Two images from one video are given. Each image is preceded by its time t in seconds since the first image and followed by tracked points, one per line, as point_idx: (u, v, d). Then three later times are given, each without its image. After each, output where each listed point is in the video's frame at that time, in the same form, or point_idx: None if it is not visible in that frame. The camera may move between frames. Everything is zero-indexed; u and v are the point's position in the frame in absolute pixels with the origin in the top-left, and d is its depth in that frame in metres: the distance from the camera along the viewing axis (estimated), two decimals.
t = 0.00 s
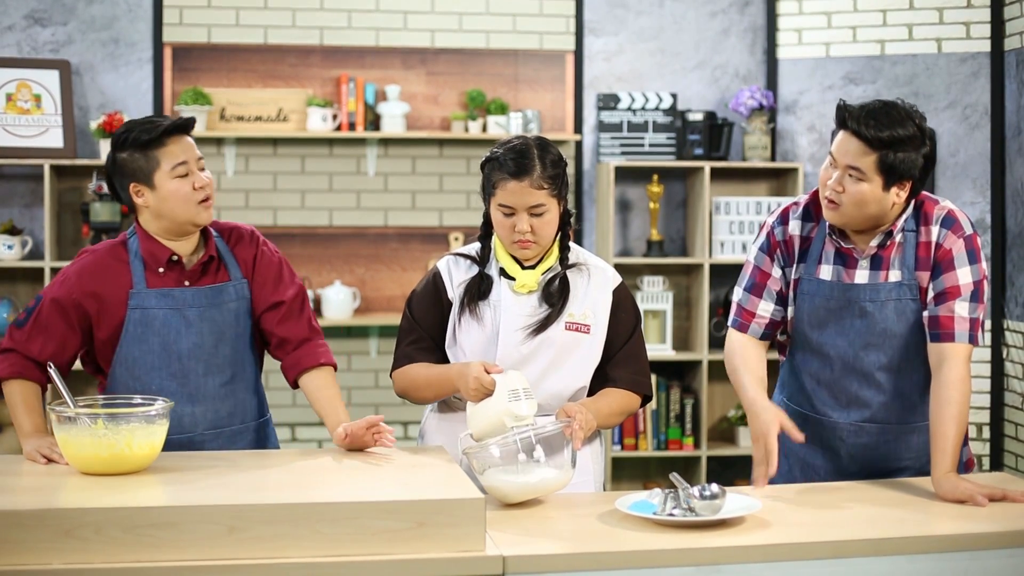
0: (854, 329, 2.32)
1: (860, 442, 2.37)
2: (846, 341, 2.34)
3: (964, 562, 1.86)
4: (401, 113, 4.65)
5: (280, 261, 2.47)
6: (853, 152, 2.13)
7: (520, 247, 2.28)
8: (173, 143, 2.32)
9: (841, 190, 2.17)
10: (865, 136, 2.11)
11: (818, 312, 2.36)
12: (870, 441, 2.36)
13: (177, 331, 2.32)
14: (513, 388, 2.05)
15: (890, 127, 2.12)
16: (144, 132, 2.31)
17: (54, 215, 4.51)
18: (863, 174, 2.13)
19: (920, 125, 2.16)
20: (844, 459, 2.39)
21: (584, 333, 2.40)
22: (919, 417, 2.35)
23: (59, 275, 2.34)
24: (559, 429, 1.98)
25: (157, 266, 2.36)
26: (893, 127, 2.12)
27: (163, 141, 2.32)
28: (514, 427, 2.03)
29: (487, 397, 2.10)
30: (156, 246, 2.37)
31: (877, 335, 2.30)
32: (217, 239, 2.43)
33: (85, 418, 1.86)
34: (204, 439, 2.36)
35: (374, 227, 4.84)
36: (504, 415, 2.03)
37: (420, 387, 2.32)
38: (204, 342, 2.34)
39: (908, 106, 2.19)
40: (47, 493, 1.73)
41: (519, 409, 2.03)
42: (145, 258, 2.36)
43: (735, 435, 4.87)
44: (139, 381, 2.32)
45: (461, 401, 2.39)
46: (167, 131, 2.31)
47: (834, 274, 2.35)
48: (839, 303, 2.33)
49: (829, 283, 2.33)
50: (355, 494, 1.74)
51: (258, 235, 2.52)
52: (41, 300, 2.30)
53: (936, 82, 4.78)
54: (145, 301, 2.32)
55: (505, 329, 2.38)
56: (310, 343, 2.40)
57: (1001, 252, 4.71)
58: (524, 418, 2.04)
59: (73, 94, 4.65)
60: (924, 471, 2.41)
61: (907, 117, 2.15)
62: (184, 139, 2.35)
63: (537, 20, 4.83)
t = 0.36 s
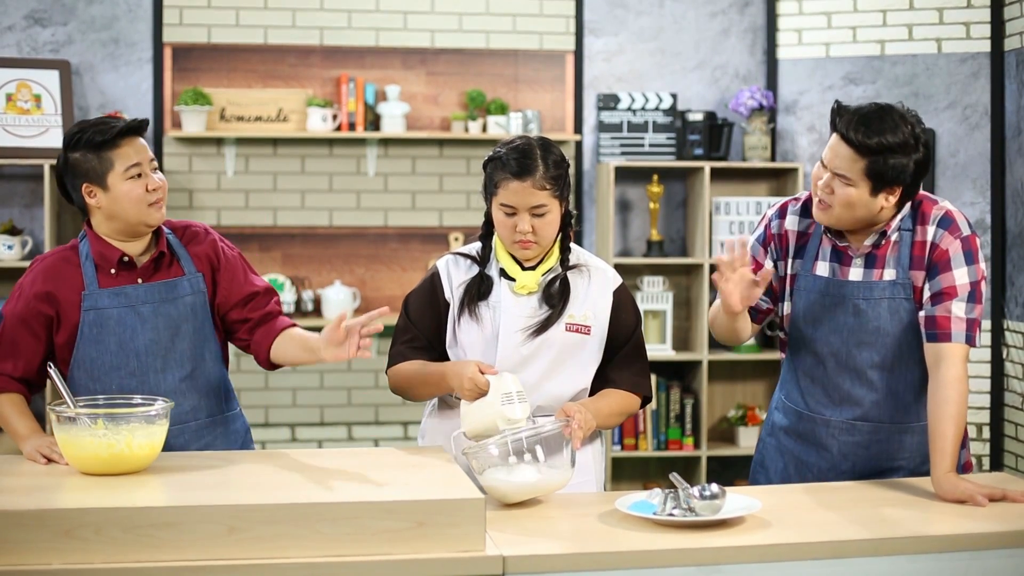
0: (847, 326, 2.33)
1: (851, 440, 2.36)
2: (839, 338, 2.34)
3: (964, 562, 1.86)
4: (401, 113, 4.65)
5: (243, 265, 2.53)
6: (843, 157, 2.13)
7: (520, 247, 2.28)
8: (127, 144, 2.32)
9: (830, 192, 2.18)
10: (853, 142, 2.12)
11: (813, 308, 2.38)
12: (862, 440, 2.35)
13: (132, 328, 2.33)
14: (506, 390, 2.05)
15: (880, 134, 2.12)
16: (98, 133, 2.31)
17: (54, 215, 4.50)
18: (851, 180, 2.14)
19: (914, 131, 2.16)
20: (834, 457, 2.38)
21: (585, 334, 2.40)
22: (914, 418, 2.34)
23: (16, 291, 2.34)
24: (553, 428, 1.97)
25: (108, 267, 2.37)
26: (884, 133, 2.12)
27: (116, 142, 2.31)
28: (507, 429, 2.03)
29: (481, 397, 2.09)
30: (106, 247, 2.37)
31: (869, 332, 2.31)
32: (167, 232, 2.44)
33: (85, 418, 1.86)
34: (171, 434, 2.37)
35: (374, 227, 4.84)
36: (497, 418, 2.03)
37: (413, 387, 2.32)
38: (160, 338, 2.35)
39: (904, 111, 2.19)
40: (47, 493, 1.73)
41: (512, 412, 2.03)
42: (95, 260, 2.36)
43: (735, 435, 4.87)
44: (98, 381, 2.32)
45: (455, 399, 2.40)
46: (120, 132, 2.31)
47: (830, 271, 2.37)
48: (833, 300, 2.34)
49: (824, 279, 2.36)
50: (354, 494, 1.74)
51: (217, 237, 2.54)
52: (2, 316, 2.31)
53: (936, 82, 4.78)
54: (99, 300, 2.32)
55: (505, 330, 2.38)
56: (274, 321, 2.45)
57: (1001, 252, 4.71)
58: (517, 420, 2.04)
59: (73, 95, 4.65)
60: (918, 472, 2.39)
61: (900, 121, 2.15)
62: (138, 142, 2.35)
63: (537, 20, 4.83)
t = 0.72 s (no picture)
0: (849, 328, 2.33)
1: (852, 441, 2.37)
2: (841, 341, 2.34)
3: (965, 562, 1.86)
4: (402, 113, 4.65)
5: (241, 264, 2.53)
6: (858, 158, 2.14)
7: (502, 237, 2.31)
8: (114, 142, 2.33)
9: (842, 193, 2.17)
10: (870, 140, 2.12)
11: (814, 310, 2.37)
12: (863, 442, 2.36)
13: (128, 331, 2.33)
14: (500, 391, 2.05)
15: (895, 135, 2.13)
16: (84, 132, 2.32)
17: (55, 216, 4.50)
18: (865, 180, 2.14)
19: (925, 132, 2.17)
20: (834, 458, 2.39)
21: (585, 335, 2.41)
22: (915, 420, 2.34)
23: (10, 296, 2.33)
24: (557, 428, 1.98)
25: (104, 270, 2.37)
26: (899, 134, 2.13)
27: (104, 141, 2.33)
28: (500, 429, 2.04)
29: (476, 398, 2.10)
30: (101, 250, 2.37)
31: (871, 335, 2.30)
32: (163, 235, 2.44)
33: (86, 418, 1.86)
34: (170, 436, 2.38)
35: (376, 228, 4.84)
36: (489, 418, 2.03)
37: (416, 388, 2.31)
38: (157, 340, 2.35)
39: (914, 112, 2.20)
40: (48, 493, 1.73)
41: (504, 413, 2.03)
42: (91, 263, 2.36)
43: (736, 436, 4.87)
44: (96, 385, 2.32)
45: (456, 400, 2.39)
46: (107, 131, 2.32)
47: (831, 274, 2.36)
48: (835, 302, 2.34)
49: (825, 283, 2.35)
50: (356, 495, 1.74)
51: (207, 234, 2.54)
52: None
53: (937, 82, 4.78)
54: (95, 304, 2.31)
55: (507, 329, 2.38)
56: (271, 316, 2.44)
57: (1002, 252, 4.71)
58: (509, 422, 2.04)
59: (74, 95, 4.65)
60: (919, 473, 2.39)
61: (912, 123, 2.16)
62: (124, 140, 2.36)
63: (539, 20, 4.83)
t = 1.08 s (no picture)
0: (867, 335, 2.31)
1: (872, 446, 2.38)
2: (859, 348, 2.32)
3: (974, 563, 1.86)
4: (411, 113, 4.65)
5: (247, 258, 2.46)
6: (857, 152, 2.12)
7: (515, 238, 2.27)
8: (154, 165, 2.24)
9: (844, 189, 2.15)
10: (869, 135, 2.10)
11: (831, 320, 2.33)
12: (882, 446, 2.37)
13: (139, 330, 2.34)
14: (518, 391, 2.05)
15: (895, 128, 2.11)
16: (127, 149, 2.24)
17: (65, 216, 4.52)
18: (865, 175, 2.12)
19: (927, 128, 2.15)
20: (855, 463, 2.40)
21: (590, 334, 2.40)
22: (930, 420, 2.36)
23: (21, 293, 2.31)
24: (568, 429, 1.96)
25: (117, 270, 2.35)
26: (899, 127, 2.11)
27: (142, 162, 2.24)
28: (519, 428, 2.03)
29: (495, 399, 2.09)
30: (115, 251, 2.35)
31: (890, 341, 2.29)
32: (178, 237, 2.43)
33: (95, 418, 1.86)
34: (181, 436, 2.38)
35: (385, 228, 4.85)
36: (509, 417, 2.02)
37: (429, 390, 2.32)
38: (167, 340, 2.36)
39: (915, 109, 2.18)
40: (58, 493, 1.74)
41: (523, 412, 2.02)
42: (103, 264, 2.35)
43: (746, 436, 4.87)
44: (107, 383, 2.33)
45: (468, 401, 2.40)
46: (149, 155, 2.24)
47: (844, 281, 2.33)
48: (852, 311, 2.30)
49: (840, 293, 2.31)
50: (365, 495, 1.74)
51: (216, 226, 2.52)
52: (8, 320, 2.28)
53: (947, 82, 4.77)
54: (106, 303, 2.31)
55: (512, 328, 2.38)
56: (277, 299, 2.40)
57: (1011, 251, 4.71)
58: (529, 420, 2.03)
59: (84, 95, 4.66)
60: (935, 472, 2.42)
61: (913, 119, 2.13)
62: (165, 161, 2.27)
63: (548, 20, 4.84)
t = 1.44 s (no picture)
0: (871, 335, 2.30)
1: (874, 447, 2.37)
2: (863, 347, 2.32)
3: (981, 563, 1.85)
4: (417, 113, 4.65)
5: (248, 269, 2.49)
6: (859, 148, 2.11)
7: (531, 241, 2.27)
8: (153, 162, 2.23)
9: (845, 185, 2.14)
10: (872, 132, 2.10)
11: (834, 318, 2.32)
12: (885, 447, 2.37)
13: (146, 332, 2.33)
14: (527, 391, 2.04)
15: (898, 125, 2.10)
16: (125, 147, 2.23)
17: (72, 216, 4.52)
18: (867, 171, 2.11)
19: (931, 126, 2.14)
20: (857, 465, 2.40)
21: (593, 333, 2.38)
22: (934, 421, 2.36)
23: (31, 292, 2.32)
24: (574, 423, 1.96)
25: (124, 271, 2.35)
26: (902, 125, 2.10)
27: (142, 160, 2.23)
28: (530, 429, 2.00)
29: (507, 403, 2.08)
30: (122, 253, 2.35)
31: (894, 341, 2.29)
32: (189, 240, 2.42)
33: (102, 418, 1.86)
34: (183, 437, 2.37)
35: (391, 228, 4.85)
36: (520, 418, 2.00)
37: (435, 397, 2.32)
38: (173, 343, 2.35)
39: (920, 106, 2.17)
40: (64, 493, 1.73)
41: (535, 411, 2.01)
42: (111, 264, 2.35)
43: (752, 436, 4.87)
44: (111, 384, 2.33)
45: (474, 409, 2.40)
46: (148, 150, 2.23)
47: (849, 278, 2.32)
48: (855, 309, 2.30)
49: (845, 289, 2.30)
50: (371, 495, 1.73)
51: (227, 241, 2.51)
52: (17, 318, 2.29)
53: (954, 82, 4.77)
54: (113, 304, 2.32)
55: (515, 327, 2.37)
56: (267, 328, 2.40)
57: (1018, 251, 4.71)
58: (540, 419, 2.01)
59: (90, 95, 4.66)
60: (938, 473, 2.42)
61: (918, 116, 2.13)
62: (165, 158, 2.26)
63: (554, 20, 4.83)
